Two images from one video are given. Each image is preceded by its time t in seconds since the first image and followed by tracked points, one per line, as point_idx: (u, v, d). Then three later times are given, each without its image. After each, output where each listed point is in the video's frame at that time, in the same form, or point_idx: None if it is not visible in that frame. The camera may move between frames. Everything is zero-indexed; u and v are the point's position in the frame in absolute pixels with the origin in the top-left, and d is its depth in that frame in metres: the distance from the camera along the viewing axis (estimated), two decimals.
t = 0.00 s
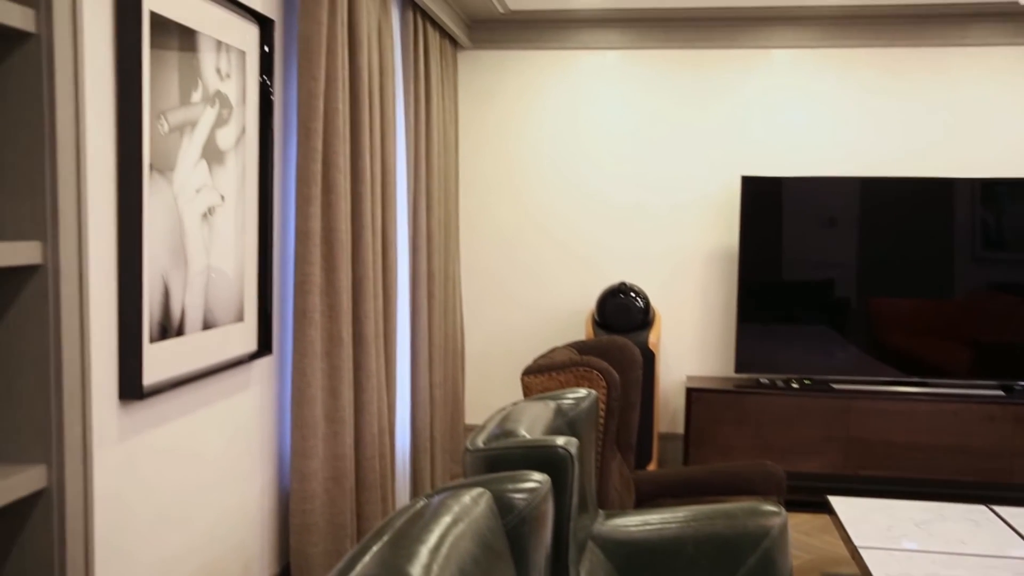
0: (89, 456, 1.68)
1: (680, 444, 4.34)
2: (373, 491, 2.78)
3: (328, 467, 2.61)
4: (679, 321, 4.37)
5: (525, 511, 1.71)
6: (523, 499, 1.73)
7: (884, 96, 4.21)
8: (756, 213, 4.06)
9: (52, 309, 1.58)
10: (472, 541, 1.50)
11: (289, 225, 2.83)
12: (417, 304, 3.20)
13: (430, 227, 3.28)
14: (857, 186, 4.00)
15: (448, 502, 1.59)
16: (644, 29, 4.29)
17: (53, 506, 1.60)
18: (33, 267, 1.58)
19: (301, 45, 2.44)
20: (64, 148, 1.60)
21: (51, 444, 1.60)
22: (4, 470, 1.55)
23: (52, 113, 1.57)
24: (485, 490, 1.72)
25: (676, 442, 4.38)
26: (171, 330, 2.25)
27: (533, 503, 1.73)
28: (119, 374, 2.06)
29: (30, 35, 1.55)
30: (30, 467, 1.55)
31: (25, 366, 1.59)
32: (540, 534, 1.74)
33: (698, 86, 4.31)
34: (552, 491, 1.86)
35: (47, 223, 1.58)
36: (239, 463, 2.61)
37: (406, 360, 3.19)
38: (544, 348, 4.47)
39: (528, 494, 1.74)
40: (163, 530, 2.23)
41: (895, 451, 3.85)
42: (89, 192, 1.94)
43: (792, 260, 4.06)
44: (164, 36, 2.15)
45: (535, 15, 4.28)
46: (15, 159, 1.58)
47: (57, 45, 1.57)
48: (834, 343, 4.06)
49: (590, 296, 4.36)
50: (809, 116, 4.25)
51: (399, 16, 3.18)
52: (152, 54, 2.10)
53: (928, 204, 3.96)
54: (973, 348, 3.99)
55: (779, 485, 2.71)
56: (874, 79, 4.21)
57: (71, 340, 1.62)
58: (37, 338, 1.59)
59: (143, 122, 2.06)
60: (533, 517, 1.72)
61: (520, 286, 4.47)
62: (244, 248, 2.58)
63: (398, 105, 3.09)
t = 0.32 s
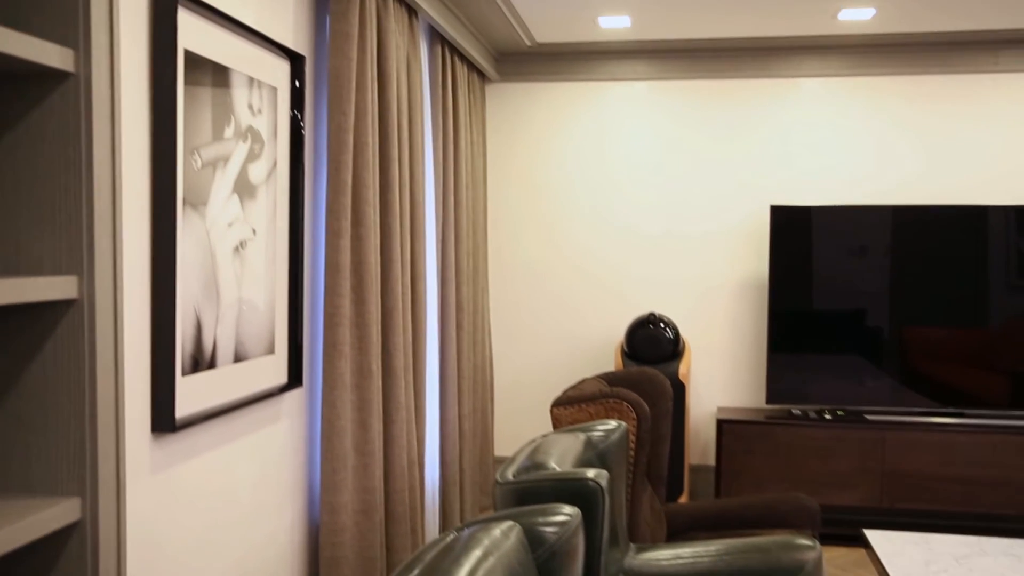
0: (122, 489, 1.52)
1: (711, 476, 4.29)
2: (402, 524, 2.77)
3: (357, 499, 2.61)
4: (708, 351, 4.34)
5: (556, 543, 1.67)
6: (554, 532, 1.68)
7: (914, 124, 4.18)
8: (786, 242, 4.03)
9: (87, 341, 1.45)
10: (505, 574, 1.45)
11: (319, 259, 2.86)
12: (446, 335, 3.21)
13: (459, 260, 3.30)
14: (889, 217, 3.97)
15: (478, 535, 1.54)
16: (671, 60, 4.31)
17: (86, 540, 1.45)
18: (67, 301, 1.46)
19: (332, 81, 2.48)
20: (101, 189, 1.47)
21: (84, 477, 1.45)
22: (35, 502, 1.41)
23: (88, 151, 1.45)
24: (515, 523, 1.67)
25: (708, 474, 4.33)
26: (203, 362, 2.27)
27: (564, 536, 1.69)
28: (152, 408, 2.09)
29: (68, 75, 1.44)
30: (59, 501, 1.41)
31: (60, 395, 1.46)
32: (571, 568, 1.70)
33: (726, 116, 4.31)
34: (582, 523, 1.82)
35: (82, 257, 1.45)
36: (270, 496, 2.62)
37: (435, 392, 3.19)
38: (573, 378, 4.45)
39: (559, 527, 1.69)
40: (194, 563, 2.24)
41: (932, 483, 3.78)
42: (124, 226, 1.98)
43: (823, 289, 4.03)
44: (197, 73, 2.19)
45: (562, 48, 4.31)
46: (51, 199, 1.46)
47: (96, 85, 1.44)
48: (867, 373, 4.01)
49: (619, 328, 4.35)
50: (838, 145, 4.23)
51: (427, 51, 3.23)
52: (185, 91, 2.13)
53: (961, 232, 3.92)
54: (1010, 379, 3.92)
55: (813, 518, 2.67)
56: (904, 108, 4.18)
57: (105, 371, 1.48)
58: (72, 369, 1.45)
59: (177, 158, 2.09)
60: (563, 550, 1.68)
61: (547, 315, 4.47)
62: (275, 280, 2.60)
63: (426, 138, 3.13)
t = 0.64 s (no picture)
0: (151, 519, 1.49)
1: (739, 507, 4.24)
2: (427, 556, 2.76)
3: (382, 531, 2.60)
4: (734, 380, 4.31)
5: None
6: (581, 565, 1.59)
7: (939, 151, 4.16)
8: (812, 270, 4.02)
9: (117, 374, 1.43)
10: None
11: (345, 290, 2.88)
12: (471, 365, 3.21)
13: (484, 291, 3.32)
14: (916, 243, 3.94)
15: (505, 566, 1.47)
16: (693, 90, 4.32)
17: (114, 572, 1.43)
18: (96, 334, 1.44)
19: (357, 115, 2.50)
20: (130, 223, 1.45)
21: (113, 508, 1.43)
22: (62, 535, 1.39)
23: (119, 188, 1.44)
24: (540, 554, 1.59)
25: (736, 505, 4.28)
26: (230, 394, 2.28)
27: (591, 568, 1.59)
28: (180, 440, 2.10)
29: (100, 112, 1.44)
30: (88, 532, 1.39)
31: (89, 426, 1.44)
32: None
33: (749, 144, 4.31)
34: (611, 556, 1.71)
35: (112, 288, 1.44)
36: (296, 527, 2.62)
37: (460, 422, 3.19)
38: (598, 407, 4.43)
39: (586, 559, 1.60)
40: None
41: (965, 514, 3.72)
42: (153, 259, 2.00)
43: (850, 317, 4.00)
44: (225, 107, 2.22)
45: (585, 79, 4.33)
46: (82, 235, 1.45)
47: (128, 120, 1.44)
48: (896, 403, 3.97)
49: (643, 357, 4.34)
50: (862, 172, 4.22)
51: (450, 83, 3.27)
52: (214, 126, 2.16)
53: (989, 259, 3.90)
54: None
55: (844, 551, 2.64)
56: (928, 135, 4.17)
57: (135, 402, 1.45)
58: (100, 400, 1.43)
59: (205, 192, 2.11)
60: None
61: (570, 343, 4.46)
62: (301, 311, 2.62)
63: (450, 169, 3.15)
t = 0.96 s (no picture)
0: (172, 543, 1.57)
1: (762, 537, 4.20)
2: None
3: (403, 562, 2.59)
4: (756, 409, 4.28)
5: None
6: None
7: (959, 177, 4.15)
8: (833, 297, 4.00)
9: (139, 406, 1.49)
10: None
11: (366, 320, 2.90)
12: (492, 395, 3.22)
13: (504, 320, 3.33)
14: (939, 271, 3.92)
15: None
16: (710, 119, 4.34)
17: None
18: (120, 365, 1.50)
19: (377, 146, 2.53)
20: (153, 254, 1.52)
21: (135, 537, 1.49)
22: (87, 565, 1.45)
23: (145, 224, 1.51)
24: None
25: (759, 535, 4.23)
26: (251, 424, 2.28)
27: None
28: (202, 472, 2.10)
29: (125, 146, 1.51)
30: (112, 562, 1.45)
31: (112, 456, 1.50)
32: None
33: (767, 171, 4.31)
34: None
35: (137, 318, 1.51)
36: (317, 558, 2.61)
37: (480, 452, 3.19)
38: (618, 436, 4.41)
39: None
40: None
41: (993, 544, 3.66)
42: (176, 290, 2.02)
43: (872, 344, 3.97)
44: (248, 140, 2.24)
45: (603, 108, 4.35)
46: (106, 270, 1.52)
47: (153, 155, 1.52)
48: (921, 431, 3.92)
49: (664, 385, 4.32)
50: (882, 198, 4.21)
51: (470, 114, 3.30)
52: (236, 158, 2.18)
53: (1012, 285, 3.87)
54: None
55: None
56: (946, 162, 4.16)
57: (156, 434, 1.52)
58: (123, 431, 1.50)
59: (226, 224, 2.13)
60: None
61: (589, 370, 4.45)
62: (322, 340, 2.63)
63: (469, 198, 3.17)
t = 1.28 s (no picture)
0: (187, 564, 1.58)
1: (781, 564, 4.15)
2: None
3: None
4: (773, 434, 4.25)
5: None
6: None
7: (975, 200, 4.13)
8: (849, 321, 3.99)
9: (156, 434, 1.50)
10: None
11: (381, 347, 2.91)
12: (507, 421, 3.21)
13: (519, 345, 3.34)
14: (957, 295, 3.90)
15: None
16: (723, 144, 4.34)
17: None
18: (138, 394, 1.51)
19: (393, 175, 2.55)
20: (173, 284, 1.53)
21: (152, 567, 1.49)
22: None
23: (162, 252, 1.52)
24: None
25: (779, 562, 4.18)
26: (268, 452, 2.28)
27: None
28: (219, 501, 2.10)
29: (144, 177, 1.53)
30: None
31: (131, 485, 1.51)
32: None
33: (781, 194, 4.31)
34: None
35: (154, 346, 1.51)
36: None
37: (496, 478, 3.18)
38: (636, 462, 4.38)
39: None
40: None
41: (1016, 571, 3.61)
42: (194, 321, 2.03)
43: (890, 370, 3.95)
44: (265, 169, 2.26)
45: (618, 135, 4.36)
46: (124, 298, 1.53)
47: (170, 185, 1.53)
48: (942, 457, 3.89)
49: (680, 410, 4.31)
50: (897, 221, 4.20)
51: (485, 142, 3.32)
52: (254, 187, 2.20)
53: None
54: None
55: None
56: (961, 185, 4.14)
57: (173, 461, 1.52)
58: (140, 460, 1.51)
59: (245, 253, 2.14)
60: None
61: (604, 395, 4.44)
62: (338, 366, 2.63)
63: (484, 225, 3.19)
